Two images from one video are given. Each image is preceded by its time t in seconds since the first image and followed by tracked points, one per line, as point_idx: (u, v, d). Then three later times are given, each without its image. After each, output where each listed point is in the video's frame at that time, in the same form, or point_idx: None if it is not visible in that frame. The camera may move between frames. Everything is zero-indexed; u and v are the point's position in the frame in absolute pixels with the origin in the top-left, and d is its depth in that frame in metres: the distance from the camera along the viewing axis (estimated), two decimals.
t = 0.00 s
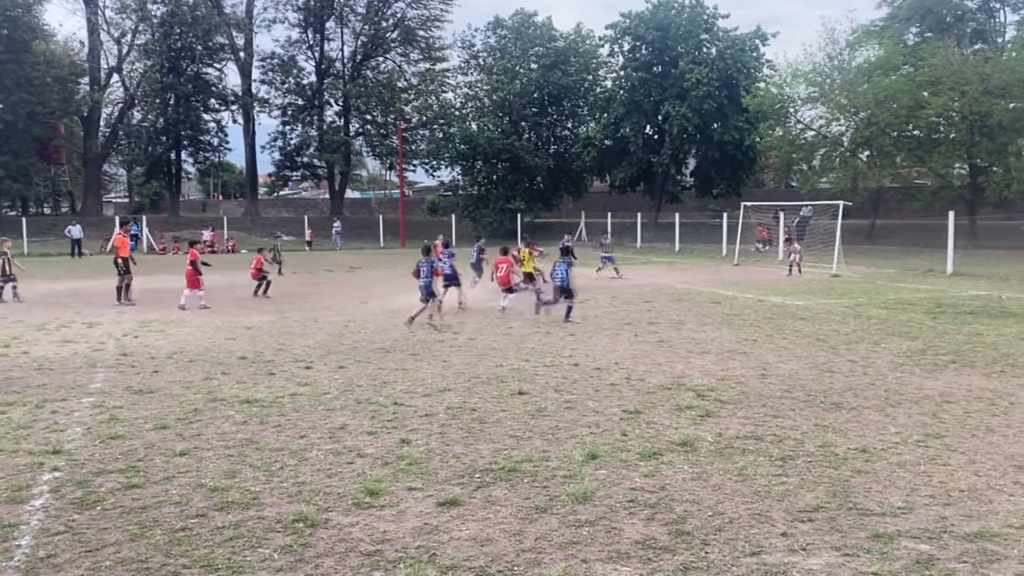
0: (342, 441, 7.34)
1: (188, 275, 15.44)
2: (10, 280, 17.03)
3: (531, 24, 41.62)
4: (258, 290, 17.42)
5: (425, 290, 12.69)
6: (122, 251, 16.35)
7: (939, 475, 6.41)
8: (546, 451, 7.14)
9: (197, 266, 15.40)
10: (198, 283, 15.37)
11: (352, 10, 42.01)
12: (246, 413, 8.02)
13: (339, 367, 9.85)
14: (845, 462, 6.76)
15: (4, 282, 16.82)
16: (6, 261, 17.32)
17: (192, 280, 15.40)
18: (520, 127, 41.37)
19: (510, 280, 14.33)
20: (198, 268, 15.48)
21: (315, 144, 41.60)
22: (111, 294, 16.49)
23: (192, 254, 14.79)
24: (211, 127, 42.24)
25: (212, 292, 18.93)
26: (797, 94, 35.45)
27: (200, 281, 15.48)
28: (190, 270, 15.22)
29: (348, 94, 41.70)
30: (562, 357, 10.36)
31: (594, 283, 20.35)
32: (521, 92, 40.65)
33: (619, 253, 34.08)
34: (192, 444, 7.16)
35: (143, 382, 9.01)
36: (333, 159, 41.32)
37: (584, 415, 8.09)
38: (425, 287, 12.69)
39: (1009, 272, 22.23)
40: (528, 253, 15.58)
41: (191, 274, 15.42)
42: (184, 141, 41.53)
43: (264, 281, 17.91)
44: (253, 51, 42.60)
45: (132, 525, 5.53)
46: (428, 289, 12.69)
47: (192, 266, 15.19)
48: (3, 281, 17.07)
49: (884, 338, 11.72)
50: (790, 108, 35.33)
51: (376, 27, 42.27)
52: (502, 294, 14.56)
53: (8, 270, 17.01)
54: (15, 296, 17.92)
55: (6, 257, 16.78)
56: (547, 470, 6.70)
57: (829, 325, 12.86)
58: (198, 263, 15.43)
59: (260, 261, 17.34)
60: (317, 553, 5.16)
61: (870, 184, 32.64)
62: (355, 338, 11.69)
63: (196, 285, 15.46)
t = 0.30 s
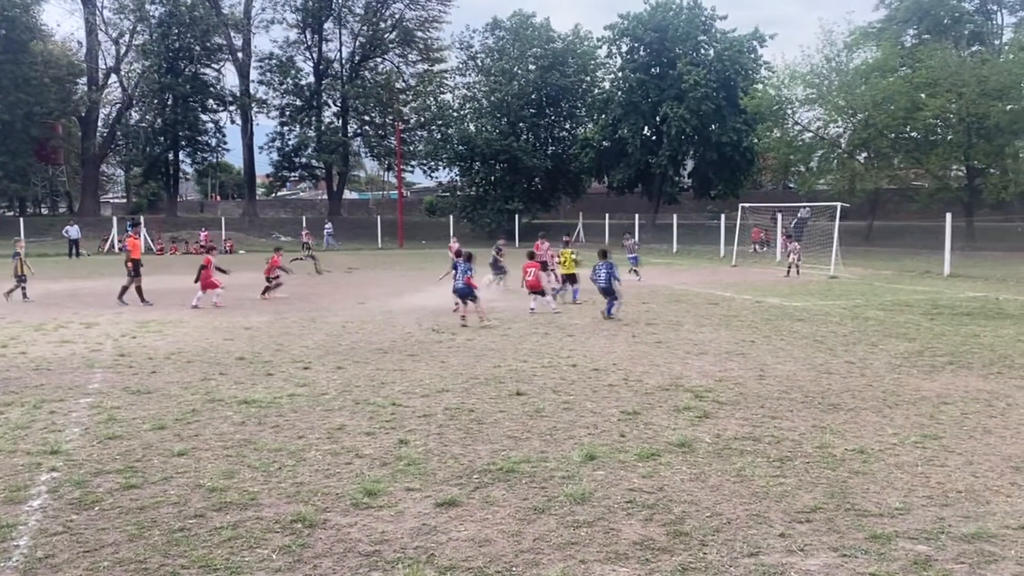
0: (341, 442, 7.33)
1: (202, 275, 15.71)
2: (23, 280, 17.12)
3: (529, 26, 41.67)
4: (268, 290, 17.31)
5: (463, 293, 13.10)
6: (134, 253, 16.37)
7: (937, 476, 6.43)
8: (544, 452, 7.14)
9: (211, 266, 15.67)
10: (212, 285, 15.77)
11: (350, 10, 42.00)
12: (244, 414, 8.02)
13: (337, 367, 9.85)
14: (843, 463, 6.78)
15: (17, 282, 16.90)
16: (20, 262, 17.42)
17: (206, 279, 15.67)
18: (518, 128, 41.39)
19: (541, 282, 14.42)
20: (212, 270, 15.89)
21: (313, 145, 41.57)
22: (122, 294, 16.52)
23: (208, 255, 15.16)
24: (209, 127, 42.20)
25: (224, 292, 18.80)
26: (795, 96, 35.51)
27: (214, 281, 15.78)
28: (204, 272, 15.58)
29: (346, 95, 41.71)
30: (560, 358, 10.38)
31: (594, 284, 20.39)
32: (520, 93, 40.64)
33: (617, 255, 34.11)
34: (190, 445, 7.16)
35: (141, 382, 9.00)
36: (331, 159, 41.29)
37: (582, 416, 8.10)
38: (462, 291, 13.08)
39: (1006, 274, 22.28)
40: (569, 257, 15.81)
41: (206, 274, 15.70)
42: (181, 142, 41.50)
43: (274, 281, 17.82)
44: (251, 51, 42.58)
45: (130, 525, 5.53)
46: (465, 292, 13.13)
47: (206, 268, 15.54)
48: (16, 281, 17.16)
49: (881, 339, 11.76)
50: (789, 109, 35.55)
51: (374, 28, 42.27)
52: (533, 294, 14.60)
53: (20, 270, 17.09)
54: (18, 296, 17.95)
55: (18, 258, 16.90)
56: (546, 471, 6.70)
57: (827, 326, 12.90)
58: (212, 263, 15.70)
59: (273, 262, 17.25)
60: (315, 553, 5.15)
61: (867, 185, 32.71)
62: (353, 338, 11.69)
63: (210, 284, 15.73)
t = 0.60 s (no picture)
0: (343, 444, 7.33)
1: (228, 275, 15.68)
2: (38, 281, 17.21)
3: (531, 29, 41.74)
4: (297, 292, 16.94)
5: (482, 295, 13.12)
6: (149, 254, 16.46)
7: (939, 479, 6.42)
8: (546, 455, 7.13)
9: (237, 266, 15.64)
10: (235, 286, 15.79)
11: (352, 13, 42.04)
12: (246, 416, 8.02)
13: (338, 370, 9.85)
14: (844, 466, 6.78)
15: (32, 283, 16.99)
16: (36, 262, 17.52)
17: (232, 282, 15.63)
18: (519, 130, 41.42)
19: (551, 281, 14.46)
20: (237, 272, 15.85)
21: (314, 148, 41.59)
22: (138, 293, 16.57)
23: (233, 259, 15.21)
24: (211, 130, 42.26)
25: (239, 294, 18.75)
26: (796, 99, 35.49)
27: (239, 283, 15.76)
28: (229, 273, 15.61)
29: (347, 98, 41.75)
30: (562, 361, 10.38)
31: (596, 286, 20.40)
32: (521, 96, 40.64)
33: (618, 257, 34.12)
34: (192, 447, 7.15)
35: (143, 384, 9.00)
36: (332, 162, 41.31)
37: (584, 418, 8.10)
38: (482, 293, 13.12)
39: (1007, 277, 22.27)
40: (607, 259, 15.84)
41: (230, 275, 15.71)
42: (183, 144, 41.55)
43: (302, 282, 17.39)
44: (252, 54, 42.61)
45: (132, 527, 5.53)
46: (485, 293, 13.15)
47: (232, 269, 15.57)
48: (32, 282, 17.27)
49: (883, 343, 11.76)
50: (790, 112, 35.49)
51: (376, 31, 42.34)
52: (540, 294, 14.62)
53: (36, 271, 17.19)
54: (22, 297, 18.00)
55: (36, 258, 17.00)
56: (547, 474, 6.70)
57: (828, 329, 12.91)
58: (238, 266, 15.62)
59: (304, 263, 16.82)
60: (316, 555, 5.15)
61: (868, 188, 32.72)
62: (355, 341, 11.70)
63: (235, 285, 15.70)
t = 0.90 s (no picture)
0: (345, 448, 7.33)
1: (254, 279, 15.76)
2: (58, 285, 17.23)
3: (533, 34, 41.83)
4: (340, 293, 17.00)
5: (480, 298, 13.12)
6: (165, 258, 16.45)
7: (941, 484, 6.42)
8: (549, 459, 7.13)
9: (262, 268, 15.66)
10: (264, 290, 15.83)
11: (354, 18, 42.14)
12: (249, 420, 8.02)
13: (340, 374, 9.85)
14: (847, 470, 6.77)
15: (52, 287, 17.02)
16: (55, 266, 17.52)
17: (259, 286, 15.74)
18: (521, 135, 41.47)
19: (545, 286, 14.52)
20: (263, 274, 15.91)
21: (317, 152, 41.64)
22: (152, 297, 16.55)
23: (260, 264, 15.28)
24: (213, 134, 42.32)
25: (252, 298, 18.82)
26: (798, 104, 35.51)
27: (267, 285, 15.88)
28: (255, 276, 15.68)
29: (350, 102, 41.82)
30: (564, 365, 10.39)
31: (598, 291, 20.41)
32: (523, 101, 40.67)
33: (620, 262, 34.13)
34: (195, 451, 7.15)
35: (145, 388, 9.00)
36: (335, 166, 41.36)
37: (587, 423, 8.09)
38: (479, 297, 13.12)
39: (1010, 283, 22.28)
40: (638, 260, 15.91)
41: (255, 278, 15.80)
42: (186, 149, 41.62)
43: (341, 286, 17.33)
44: (255, 59, 42.69)
45: (135, 531, 5.52)
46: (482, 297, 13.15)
47: (259, 272, 15.63)
48: (52, 286, 17.30)
49: (886, 347, 11.75)
50: (792, 117, 35.43)
51: (378, 36, 42.43)
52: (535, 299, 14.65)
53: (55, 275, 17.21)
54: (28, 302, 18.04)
55: (56, 262, 17.05)
56: (550, 478, 6.69)
57: (831, 333, 12.90)
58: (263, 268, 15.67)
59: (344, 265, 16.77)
60: (319, 560, 5.14)
61: (870, 193, 32.77)
62: (357, 345, 11.71)
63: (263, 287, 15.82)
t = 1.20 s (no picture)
0: (347, 454, 7.32)
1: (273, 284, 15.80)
2: (74, 292, 17.42)
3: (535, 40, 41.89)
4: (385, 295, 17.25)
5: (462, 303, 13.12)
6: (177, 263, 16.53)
7: (943, 490, 6.41)
8: (550, 465, 7.13)
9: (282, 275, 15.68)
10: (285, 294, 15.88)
11: (357, 24, 42.24)
12: (251, 425, 8.02)
13: (342, 379, 9.86)
14: (849, 477, 6.76)
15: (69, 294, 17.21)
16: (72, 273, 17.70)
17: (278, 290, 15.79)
18: (522, 141, 41.53)
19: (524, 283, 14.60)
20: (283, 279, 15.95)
21: (319, 158, 41.71)
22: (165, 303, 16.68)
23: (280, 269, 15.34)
24: (216, 140, 42.40)
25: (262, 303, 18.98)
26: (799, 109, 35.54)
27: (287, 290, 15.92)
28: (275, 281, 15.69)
29: (352, 108, 41.90)
30: (565, 370, 10.39)
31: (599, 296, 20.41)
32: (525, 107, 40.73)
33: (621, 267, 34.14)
34: (197, 456, 7.15)
35: (147, 394, 9.00)
36: (337, 172, 41.43)
37: (588, 429, 8.09)
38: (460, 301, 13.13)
39: (1011, 288, 22.28)
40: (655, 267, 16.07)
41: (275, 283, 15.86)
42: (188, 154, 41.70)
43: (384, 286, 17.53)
44: (258, 65, 42.80)
45: (137, 537, 5.52)
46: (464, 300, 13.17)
47: (279, 278, 15.64)
48: (68, 293, 17.48)
49: (887, 353, 11.74)
50: (793, 122, 35.50)
51: (380, 42, 42.51)
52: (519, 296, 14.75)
53: (71, 281, 17.37)
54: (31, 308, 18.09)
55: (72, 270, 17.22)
56: (551, 484, 6.69)
57: (833, 339, 12.89)
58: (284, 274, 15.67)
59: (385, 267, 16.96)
60: (321, 566, 5.14)
61: (872, 199, 32.84)
62: (359, 350, 11.71)
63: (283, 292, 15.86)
